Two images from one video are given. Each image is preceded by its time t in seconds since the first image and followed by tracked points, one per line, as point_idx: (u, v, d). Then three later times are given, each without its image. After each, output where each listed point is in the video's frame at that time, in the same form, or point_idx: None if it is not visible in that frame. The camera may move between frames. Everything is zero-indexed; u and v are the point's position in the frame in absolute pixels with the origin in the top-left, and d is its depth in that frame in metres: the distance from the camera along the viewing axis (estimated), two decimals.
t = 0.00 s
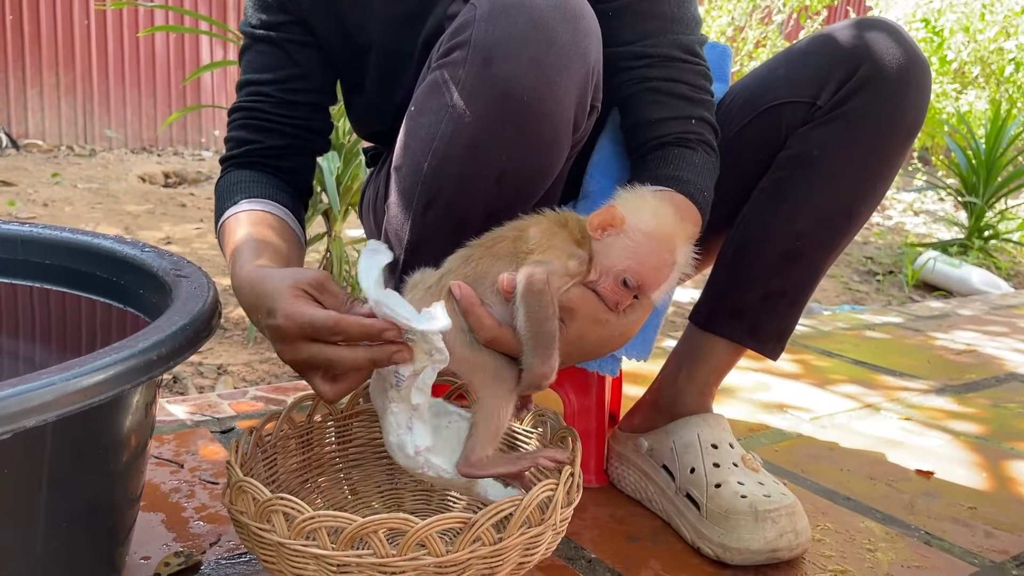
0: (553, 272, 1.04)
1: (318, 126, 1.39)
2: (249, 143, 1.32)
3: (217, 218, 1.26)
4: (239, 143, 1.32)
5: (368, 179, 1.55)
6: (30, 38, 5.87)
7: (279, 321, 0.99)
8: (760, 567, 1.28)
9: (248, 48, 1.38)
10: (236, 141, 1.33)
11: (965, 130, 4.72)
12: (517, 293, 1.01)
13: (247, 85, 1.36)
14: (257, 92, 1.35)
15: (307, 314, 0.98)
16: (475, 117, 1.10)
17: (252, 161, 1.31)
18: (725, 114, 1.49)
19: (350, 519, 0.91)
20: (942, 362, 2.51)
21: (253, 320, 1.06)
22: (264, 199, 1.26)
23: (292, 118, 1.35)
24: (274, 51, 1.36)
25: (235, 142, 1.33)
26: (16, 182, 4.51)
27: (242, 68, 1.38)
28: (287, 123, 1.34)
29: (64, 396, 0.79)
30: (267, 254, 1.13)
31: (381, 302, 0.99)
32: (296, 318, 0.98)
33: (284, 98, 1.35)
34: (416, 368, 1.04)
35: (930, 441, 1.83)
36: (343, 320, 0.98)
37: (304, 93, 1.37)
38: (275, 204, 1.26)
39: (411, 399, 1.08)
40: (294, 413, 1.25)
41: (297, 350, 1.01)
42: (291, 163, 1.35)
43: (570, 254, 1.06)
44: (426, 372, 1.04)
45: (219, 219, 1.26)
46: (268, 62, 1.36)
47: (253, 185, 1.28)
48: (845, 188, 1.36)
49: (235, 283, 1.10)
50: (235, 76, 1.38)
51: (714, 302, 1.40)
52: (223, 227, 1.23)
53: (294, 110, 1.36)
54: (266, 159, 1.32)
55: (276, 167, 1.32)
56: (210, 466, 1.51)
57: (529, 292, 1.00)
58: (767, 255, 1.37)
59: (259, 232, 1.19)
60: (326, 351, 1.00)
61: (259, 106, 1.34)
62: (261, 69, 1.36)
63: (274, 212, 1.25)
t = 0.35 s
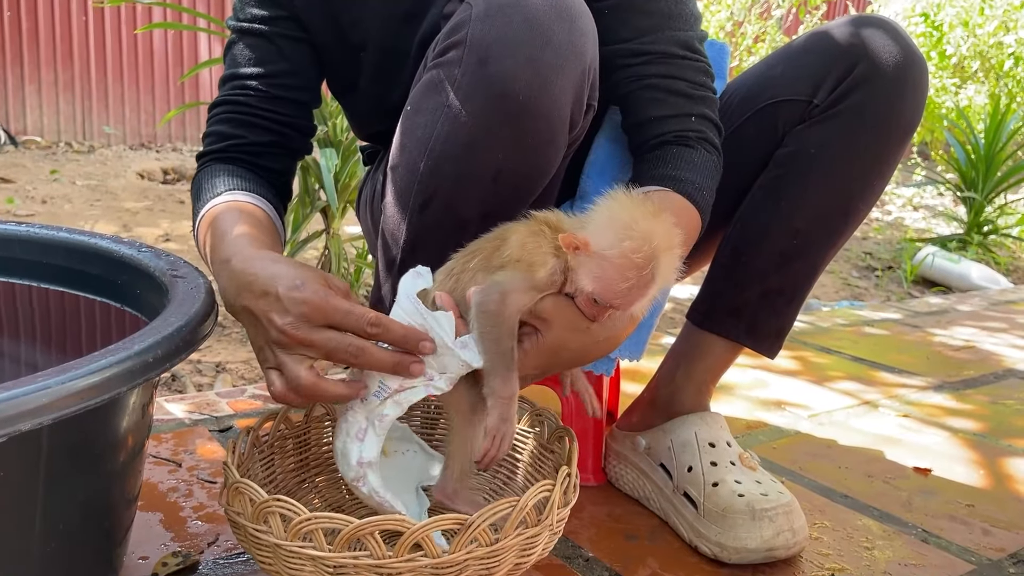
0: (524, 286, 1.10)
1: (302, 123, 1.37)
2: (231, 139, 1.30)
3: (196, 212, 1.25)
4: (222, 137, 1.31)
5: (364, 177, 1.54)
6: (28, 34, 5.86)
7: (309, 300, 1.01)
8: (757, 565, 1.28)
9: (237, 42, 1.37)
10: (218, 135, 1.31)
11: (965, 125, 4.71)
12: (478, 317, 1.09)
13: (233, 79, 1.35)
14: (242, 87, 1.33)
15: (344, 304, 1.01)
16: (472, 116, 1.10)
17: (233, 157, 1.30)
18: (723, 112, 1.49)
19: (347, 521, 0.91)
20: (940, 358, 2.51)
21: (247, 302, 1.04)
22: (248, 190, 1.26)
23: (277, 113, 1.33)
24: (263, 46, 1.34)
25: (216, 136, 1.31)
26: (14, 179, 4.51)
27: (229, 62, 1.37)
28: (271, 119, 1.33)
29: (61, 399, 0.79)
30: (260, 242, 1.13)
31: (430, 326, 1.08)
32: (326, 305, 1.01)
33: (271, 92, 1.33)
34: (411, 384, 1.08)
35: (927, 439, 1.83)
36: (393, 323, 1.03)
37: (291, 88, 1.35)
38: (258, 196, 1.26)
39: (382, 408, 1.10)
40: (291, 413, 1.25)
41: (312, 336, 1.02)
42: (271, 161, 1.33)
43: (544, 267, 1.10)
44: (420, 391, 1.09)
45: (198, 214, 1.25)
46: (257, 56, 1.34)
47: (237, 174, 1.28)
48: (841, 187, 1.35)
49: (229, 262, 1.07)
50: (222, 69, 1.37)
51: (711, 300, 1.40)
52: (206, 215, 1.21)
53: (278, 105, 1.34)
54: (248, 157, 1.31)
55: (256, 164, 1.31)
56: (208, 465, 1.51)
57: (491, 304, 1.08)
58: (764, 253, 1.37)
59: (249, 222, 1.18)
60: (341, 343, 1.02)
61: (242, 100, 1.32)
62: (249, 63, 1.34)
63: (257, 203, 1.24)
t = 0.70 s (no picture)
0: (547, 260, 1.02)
1: (304, 114, 1.36)
2: (233, 130, 1.29)
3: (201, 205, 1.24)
4: (223, 128, 1.30)
5: (370, 168, 1.54)
6: (28, 29, 5.86)
7: (332, 292, 1.02)
8: (765, 553, 1.28)
9: (239, 31, 1.35)
10: (220, 126, 1.30)
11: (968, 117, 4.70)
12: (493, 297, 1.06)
13: (234, 68, 1.32)
14: (244, 77, 1.31)
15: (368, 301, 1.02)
16: (480, 104, 1.10)
17: (235, 148, 1.29)
18: (729, 101, 1.50)
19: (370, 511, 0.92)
20: (945, 349, 2.51)
21: (279, 304, 1.04)
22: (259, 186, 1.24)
23: (280, 105, 1.32)
24: (266, 36, 1.32)
25: (218, 127, 1.30)
26: (17, 174, 4.51)
27: (230, 50, 1.35)
28: (274, 111, 1.32)
29: (72, 385, 0.79)
30: (283, 241, 1.13)
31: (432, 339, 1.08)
32: (350, 301, 1.02)
33: (274, 84, 1.32)
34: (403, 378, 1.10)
35: (933, 429, 1.83)
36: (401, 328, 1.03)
37: (294, 80, 1.33)
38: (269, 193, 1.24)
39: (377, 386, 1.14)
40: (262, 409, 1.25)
41: (336, 334, 1.02)
42: (274, 153, 1.32)
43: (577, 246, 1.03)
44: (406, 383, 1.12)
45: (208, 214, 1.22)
46: (259, 46, 1.32)
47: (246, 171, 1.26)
48: (848, 175, 1.35)
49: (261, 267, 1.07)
50: (223, 58, 1.35)
51: (718, 289, 1.40)
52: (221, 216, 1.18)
53: (280, 97, 1.32)
54: (250, 148, 1.29)
55: (259, 156, 1.29)
56: (215, 456, 1.51)
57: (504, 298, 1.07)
58: (771, 242, 1.36)
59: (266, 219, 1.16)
60: (360, 342, 1.02)
61: (244, 91, 1.31)
62: (251, 52, 1.32)
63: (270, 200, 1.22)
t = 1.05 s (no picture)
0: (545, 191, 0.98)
1: (313, 106, 1.38)
2: (240, 121, 1.32)
3: (212, 194, 1.25)
4: (233, 118, 1.32)
5: (377, 160, 1.54)
6: (30, 25, 5.85)
7: (343, 253, 1.04)
8: (772, 544, 1.28)
9: (248, 22, 1.36)
10: (227, 116, 1.33)
11: (970, 110, 4.69)
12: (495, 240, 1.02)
13: (243, 59, 1.35)
14: (253, 69, 1.34)
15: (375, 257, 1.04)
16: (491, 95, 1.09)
17: (242, 138, 1.31)
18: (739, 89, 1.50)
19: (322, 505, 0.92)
20: (949, 342, 2.51)
21: (293, 279, 1.07)
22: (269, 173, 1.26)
23: (288, 96, 1.34)
24: (275, 27, 1.34)
25: (226, 117, 1.33)
26: (19, 169, 4.51)
27: (239, 41, 1.37)
28: (281, 101, 1.34)
29: (84, 374, 0.79)
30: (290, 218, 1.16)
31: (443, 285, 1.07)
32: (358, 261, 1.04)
33: (284, 75, 1.34)
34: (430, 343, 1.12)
35: (939, 420, 1.83)
36: (410, 276, 1.03)
37: (303, 71, 1.35)
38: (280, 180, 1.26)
39: (403, 369, 1.16)
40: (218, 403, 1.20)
41: (348, 292, 1.03)
42: (281, 144, 1.34)
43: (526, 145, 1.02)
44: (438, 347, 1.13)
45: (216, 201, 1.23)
46: (269, 38, 1.34)
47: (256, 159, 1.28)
48: (855, 166, 1.35)
49: (273, 247, 1.09)
50: (233, 49, 1.37)
51: (725, 280, 1.40)
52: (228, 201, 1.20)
53: (289, 88, 1.35)
54: (257, 138, 1.31)
55: (266, 145, 1.32)
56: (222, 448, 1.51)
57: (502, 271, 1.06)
58: (779, 232, 1.36)
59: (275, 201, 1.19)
60: (371, 296, 1.03)
61: (253, 81, 1.33)
62: (261, 44, 1.34)
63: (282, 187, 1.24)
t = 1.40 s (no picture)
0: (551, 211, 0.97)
1: (301, 102, 1.41)
2: (227, 111, 1.34)
3: (194, 182, 1.27)
4: (218, 109, 1.35)
5: (378, 159, 1.54)
6: (29, 23, 5.85)
7: (304, 251, 1.02)
8: (773, 542, 1.28)
9: (243, 16, 1.39)
10: (216, 106, 1.35)
11: (971, 107, 4.68)
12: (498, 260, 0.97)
13: (237, 52, 1.38)
14: (244, 61, 1.36)
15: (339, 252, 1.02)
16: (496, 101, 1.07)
17: (229, 127, 1.33)
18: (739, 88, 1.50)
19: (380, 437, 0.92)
20: (949, 339, 2.51)
21: (262, 272, 1.07)
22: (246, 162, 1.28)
23: (278, 92, 1.37)
24: (269, 23, 1.36)
25: (214, 106, 1.35)
26: (19, 167, 4.51)
27: (233, 33, 1.40)
28: (270, 96, 1.36)
29: (86, 374, 0.79)
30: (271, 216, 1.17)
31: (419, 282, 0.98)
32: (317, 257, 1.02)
33: (274, 71, 1.36)
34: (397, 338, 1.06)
35: (939, 418, 1.83)
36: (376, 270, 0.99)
37: (293, 69, 1.38)
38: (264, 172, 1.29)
39: (369, 365, 1.10)
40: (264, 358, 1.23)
41: (309, 290, 1.02)
42: (268, 138, 1.37)
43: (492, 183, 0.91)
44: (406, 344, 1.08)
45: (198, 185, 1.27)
46: (263, 33, 1.36)
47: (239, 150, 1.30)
48: (856, 164, 1.35)
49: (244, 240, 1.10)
50: (226, 40, 1.40)
51: (726, 279, 1.40)
52: (209, 191, 1.24)
53: (279, 83, 1.37)
54: (245, 130, 1.34)
55: (253, 137, 1.35)
56: (223, 447, 1.51)
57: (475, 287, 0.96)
58: (779, 232, 1.36)
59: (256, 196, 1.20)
60: (332, 291, 1.01)
61: (241, 74, 1.36)
62: (255, 39, 1.37)
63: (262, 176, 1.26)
